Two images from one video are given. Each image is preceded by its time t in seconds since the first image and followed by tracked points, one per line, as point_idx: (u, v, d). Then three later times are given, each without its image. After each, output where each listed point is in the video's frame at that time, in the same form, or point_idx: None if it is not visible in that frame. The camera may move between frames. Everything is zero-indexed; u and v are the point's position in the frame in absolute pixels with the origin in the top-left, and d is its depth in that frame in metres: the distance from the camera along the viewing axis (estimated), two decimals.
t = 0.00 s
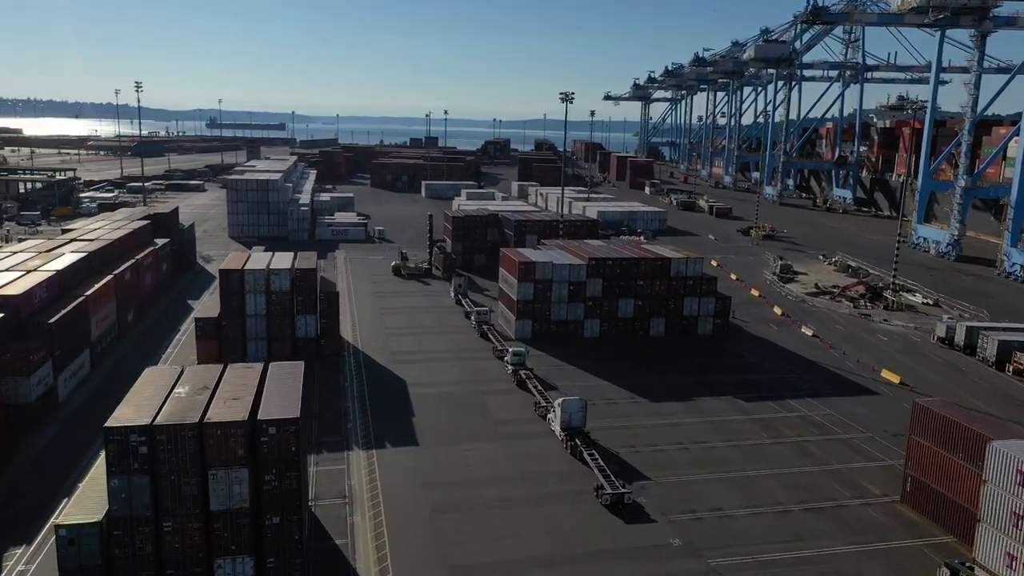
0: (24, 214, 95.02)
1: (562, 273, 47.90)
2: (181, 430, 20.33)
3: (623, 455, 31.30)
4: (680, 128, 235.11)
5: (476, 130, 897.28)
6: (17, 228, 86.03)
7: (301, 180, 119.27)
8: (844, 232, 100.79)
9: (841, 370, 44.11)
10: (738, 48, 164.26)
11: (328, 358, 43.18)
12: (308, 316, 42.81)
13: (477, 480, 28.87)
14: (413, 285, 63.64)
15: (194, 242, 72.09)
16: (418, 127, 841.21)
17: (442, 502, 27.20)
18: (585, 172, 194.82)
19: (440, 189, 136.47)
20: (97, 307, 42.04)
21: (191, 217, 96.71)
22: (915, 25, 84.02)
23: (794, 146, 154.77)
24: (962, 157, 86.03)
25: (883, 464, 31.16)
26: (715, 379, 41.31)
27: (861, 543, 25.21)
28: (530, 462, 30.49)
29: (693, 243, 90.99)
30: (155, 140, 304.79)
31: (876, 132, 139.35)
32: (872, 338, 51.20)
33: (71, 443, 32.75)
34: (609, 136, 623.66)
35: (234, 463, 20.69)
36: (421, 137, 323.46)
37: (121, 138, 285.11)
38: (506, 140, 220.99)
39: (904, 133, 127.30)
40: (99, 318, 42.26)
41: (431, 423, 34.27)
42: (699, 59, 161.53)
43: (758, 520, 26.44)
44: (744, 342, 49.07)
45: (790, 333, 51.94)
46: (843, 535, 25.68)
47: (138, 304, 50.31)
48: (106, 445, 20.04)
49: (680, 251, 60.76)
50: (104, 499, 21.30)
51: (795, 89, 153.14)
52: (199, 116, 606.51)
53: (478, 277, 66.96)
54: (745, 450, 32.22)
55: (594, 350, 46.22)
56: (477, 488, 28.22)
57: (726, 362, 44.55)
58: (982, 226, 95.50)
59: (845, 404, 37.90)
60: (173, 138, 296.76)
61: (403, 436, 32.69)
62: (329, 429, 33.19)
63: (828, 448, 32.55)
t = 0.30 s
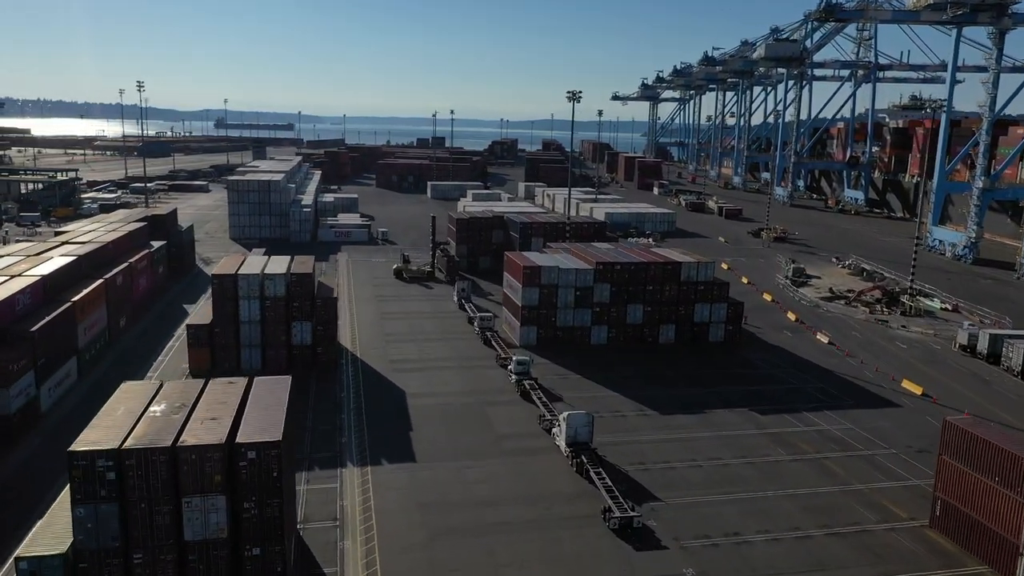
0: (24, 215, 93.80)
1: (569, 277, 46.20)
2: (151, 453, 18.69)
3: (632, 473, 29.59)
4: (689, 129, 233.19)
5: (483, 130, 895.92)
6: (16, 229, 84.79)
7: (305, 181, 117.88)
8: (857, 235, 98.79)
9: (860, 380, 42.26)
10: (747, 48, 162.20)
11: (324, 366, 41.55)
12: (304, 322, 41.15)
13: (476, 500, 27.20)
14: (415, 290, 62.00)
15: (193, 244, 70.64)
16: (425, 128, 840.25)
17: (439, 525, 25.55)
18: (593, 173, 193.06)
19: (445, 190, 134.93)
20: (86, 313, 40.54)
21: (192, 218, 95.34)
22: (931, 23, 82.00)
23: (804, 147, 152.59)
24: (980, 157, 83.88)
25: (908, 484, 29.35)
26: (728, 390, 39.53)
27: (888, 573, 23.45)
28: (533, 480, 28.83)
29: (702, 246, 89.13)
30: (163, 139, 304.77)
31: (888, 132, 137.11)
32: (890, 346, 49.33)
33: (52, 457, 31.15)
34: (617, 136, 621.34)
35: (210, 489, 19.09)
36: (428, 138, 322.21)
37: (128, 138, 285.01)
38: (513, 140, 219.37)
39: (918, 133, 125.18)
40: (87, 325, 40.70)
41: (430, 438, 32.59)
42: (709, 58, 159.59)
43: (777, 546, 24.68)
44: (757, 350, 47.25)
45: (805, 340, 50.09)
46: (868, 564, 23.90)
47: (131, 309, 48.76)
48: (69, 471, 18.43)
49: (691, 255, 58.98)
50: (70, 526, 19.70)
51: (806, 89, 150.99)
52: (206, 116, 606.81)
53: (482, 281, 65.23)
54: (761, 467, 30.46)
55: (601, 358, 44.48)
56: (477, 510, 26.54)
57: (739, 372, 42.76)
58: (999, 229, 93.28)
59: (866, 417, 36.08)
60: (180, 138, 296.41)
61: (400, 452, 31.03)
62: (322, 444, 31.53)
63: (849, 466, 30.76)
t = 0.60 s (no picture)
0: (25, 216, 92.63)
1: (576, 282, 44.49)
2: (117, 483, 17.10)
3: (642, 494, 27.86)
4: (698, 128, 231.22)
5: (491, 130, 894.66)
6: (15, 230, 83.57)
7: (310, 182, 116.53)
8: (871, 237, 96.78)
9: (880, 391, 40.40)
10: (758, 46, 160.08)
11: (321, 375, 39.94)
12: (300, 330, 39.53)
13: (476, 524, 25.53)
14: (418, 293, 60.34)
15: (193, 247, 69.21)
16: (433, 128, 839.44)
17: (436, 551, 23.92)
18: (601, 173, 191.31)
19: (452, 190, 133.39)
20: (74, 319, 39.03)
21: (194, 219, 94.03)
22: (949, 19, 79.91)
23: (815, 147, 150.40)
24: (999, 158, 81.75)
25: (937, 507, 27.54)
26: (743, 402, 37.77)
27: None
28: (537, 502, 27.14)
29: (713, 248, 87.19)
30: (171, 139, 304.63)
31: (901, 132, 134.86)
32: (910, 354, 47.44)
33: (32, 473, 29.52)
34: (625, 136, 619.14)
35: (182, 521, 17.48)
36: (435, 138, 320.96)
37: (136, 138, 284.95)
38: (521, 141, 217.73)
39: (932, 133, 122.95)
40: (75, 332, 39.16)
41: (429, 453, 30.94)
42: (719, 57, 157.53)
43: None
44: (772, 359, 45.42)
45: (821, 348, 48.24)
46: None
47: (123, 314, 47.23)
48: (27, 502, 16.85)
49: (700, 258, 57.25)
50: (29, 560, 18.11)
51: (818, 88, 148.83)
52: (214, 116, 607.24)
53: (487, 285, 63.57)
54: (780, 487, 28.69)
55: (610, 367, 42.73)
56: (476, 535, 24.88)
57: (753, 382, 40.96)
58: (1018, 231, 91.07)
59: (888, 433, 34.28)
60: (188, 138, 296.11)
61: (397, 469, 29.38)
62: (315, 461, 29.90)
63: (873, 486, 28.97)
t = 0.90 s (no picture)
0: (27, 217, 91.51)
1: (585, 288, 42.71)
2: (75, 518, 15.49)
3: (654, 517, 26.11)
4: (709, 128, 229.03)
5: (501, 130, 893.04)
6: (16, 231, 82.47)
7: (316, 182, 115.17)
8: (888, 239, 94.68)
9: (904, 404, 38.46)
10: (770, 45, 157.81)
11: (318, 384, 38.33)
12: (296, 338, 37.87)
13: (477, 551, 23.82)
14: (421, 298, 58.71)
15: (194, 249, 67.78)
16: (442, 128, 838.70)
17: None
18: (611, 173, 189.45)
19: (460, 191, 131.80)
20: (62, 326, 37.48)
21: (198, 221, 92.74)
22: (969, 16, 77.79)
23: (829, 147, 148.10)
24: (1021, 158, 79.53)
25: (971, 534, 25.67)
26: (759, 415, 35.95)
27: None
28: (542, 526, 25.42)
29: (725, 251, 85.21)
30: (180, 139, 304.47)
31: (916, 132, 132.51)
32: (933, 363, 45.44)
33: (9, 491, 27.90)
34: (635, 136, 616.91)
35: (147, 560, 15.87)
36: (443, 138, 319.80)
37: (145, 138, 284.72)
38: (530, 141, 216.07)
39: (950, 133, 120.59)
40: (63, 340, 37.61)
41: (429, 471, 29.26)
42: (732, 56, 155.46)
43: None
44: (788, 368, 43.56)
45: (840, 357, 46.35)
46: None
47: (117, 320, 45.69)
48: None
49: (713, 262, 55.38)
50: None
51: (831, 88, 146.51)
52: (224, 116, 608.15)
53: (493, 289, 61.91)
54: (802, 511, 26.88)
55: (619, 377, 40.97)
56: (476, 563, 23.17)
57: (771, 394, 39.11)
58: None
59: (915, 451, 32.41)
60: (197, 138, 295.63)
61: (394, 489, 27.70)
62: (308, 480, 28.26)
63: (901, 510, 27.12)
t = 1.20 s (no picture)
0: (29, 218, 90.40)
1: (594, 294, 40.91)
2: (23, 561, 13.93)
3: (666, 544, 24.37)
4: (721, 128, 226.97)
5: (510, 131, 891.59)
6: (17, 232, 81.37)
7: (321, 183, 113.78)
8: (905, 241, 92.52)
9: (930, 418, 36.55)
10: (783, 44, 155.58)
11: (315, 395, 36.73)
12: (292, 346, 36.22)
13: None
14: (426, 302, 57.13)
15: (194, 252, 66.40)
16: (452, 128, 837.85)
17: None
18: (621, 174, 187.54)
19: (468, 191, 130.21)
20: (48, 333, 35.96)
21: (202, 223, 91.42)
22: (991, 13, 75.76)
23: (843, 147, 145.73)
24: None
25: (1010, 566, 23.79)
26: (776, 430, 34.16)
27: None
28: (546, 554, 23.71)
29: (738, 254, 83.28)
30: (190, 139, 304.46)
31: (933, 132, 130.03)
32: (959, 373, 43.49)
33: None
34: (646, 136, 614.29)
35: None
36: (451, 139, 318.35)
37: (155, 138, 284.79)
38: (539, 141, 214.44)
39: (968, 133, 118.21)
40: (49, 346, 36.09)
41: (427, 492, 27.60)
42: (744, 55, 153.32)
43: None
44: (806, 378, 41.69)
45: (860, 366, 44.44)
46: None
47: (110, 325, 44.21)
48: None
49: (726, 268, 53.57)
50: None
51: (845, 87, 144.18)
52: (233, 117, 608.83)
53: (500, 294, 60.28)
54: (825, 537, 25.07)
55: (630, 387, 39.22)
56: None
57: (789, 406, 37.27)
58: None
59: (944, 470, 30.55)
60: (206, 138, 295.36)
61: (390, 511, 26.06)
62: (299, 501, 26.65)
63: (932, 538, 25.29)
